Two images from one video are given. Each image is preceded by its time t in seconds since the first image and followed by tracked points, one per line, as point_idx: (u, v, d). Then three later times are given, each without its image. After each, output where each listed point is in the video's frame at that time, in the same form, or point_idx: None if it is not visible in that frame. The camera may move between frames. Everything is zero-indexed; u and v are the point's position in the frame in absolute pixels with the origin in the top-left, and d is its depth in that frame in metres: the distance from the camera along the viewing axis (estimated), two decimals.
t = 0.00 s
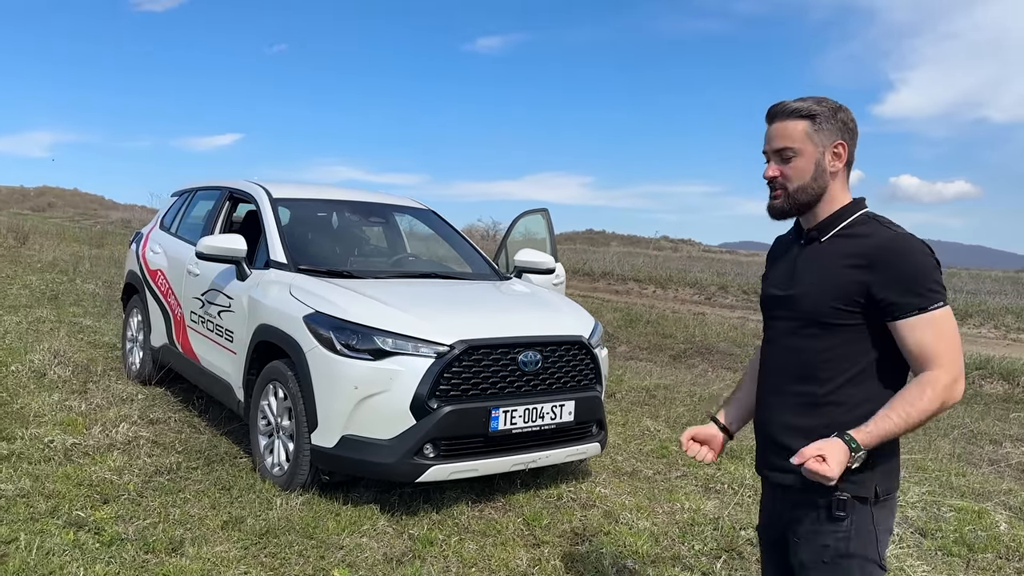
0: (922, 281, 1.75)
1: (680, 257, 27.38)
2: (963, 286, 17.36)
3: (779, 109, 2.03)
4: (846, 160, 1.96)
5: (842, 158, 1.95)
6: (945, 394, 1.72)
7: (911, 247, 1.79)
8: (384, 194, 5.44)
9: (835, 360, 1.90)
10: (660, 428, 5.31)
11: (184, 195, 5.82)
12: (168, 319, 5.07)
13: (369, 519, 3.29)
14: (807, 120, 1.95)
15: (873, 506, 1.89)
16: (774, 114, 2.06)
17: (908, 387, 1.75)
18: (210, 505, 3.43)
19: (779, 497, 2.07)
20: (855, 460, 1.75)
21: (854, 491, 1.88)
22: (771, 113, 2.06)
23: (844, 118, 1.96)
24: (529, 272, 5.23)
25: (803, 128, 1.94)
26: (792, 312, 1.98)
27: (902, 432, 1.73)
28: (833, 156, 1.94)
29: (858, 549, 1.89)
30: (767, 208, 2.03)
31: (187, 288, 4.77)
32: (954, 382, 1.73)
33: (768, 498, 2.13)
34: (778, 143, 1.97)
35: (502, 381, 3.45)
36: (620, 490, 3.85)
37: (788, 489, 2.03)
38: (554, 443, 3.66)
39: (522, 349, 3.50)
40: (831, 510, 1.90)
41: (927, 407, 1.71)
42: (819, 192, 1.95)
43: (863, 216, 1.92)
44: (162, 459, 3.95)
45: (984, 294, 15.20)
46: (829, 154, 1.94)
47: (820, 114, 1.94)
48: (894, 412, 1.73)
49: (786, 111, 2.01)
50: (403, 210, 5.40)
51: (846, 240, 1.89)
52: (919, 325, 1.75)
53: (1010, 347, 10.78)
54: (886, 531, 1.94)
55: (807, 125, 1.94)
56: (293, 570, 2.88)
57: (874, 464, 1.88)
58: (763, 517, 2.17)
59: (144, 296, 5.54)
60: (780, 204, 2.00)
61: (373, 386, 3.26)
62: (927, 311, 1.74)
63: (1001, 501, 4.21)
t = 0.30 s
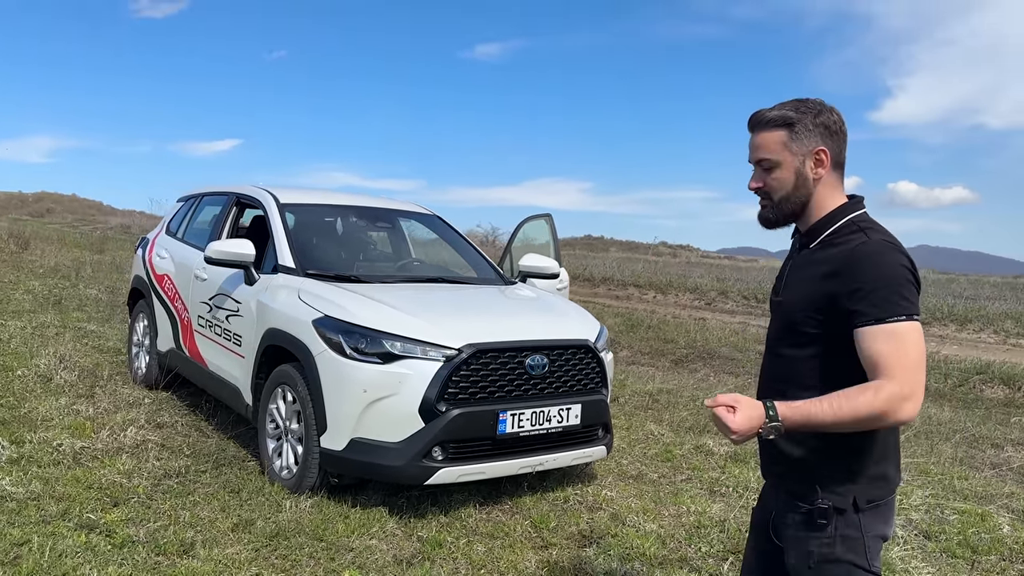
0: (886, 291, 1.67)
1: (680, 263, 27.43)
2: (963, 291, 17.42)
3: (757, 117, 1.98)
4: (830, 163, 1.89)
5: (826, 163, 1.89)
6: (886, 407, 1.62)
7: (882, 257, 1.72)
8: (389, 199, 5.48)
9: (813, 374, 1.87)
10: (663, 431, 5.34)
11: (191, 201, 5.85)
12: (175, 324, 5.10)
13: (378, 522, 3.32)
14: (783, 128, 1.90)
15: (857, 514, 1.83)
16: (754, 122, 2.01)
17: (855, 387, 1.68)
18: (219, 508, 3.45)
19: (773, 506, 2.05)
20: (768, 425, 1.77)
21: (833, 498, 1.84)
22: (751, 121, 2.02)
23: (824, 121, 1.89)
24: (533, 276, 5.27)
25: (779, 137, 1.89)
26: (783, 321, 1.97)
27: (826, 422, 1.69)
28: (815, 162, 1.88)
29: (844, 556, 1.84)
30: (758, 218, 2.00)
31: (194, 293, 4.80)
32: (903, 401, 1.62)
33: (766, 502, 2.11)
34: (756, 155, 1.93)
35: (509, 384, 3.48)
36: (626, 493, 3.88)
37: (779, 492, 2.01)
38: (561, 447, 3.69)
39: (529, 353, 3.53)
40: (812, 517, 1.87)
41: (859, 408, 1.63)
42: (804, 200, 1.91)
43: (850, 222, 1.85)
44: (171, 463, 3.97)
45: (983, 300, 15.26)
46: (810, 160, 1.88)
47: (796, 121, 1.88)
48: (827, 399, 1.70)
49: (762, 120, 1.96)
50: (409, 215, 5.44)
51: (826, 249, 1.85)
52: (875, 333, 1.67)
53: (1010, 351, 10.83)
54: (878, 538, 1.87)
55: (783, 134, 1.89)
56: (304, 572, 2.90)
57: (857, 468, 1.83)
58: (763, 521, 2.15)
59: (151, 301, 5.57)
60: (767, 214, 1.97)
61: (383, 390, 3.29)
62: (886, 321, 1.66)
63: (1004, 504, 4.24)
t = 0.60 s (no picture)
0: (865, 293, 1.67)
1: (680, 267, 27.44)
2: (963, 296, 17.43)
3: (739, 123, 1.98)
4: (811, 168, 1.87)
5: (806, 168, 1.87)
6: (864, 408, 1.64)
7: (860, 258, 1.71)
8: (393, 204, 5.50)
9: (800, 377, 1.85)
10: (667, 435, 5.33)
11: (196, 206, 5.87)
12: (179, 328, 5.10)
13: (384, 525, 3.33)
14: (763, 134, 1.89)
15: (851, 515, 1.80)
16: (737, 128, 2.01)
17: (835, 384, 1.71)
18: (225, 511, 3.45)
19: (775, 507, 2.04)
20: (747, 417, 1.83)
21: (825, 499, 1.82)
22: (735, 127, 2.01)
23: (804, 126, 1.87)
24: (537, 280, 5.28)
25: (758, 144, 1.89)
26: (772, 323, 1.96)
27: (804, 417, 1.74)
28: (795, 167, 1.87)
29: (839, 558, 1.82)
30: (743, 223, 2.01)
31: (199, 296, 4.81)
32: (883, 402, 1.63)
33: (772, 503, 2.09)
34: (736, 162, 1.94)
35: (515, 387, 3.48)
36: (632, 497, 3.88)
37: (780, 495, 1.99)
38: (566, 450, 3.69)
39: (535, 356, 3.55)
40: (807, 519, 1.86)
41: (836, 407, 1.67)
42: (786, 204, 1.90)
43: (832, 223, 1.83)
44: (176, 466, 3.97)
45: (983, 305, 15.26)
46: (790, 166, 1.87)
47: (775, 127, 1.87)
48: (806, 395, 1.74)
49: (743, 125, 1.95)
50: (413, 219, 5.45)
51: (808, 250, 1.83)
52: (855, 334, 1.67)
53: (1011, 356, 10.84)
54: (877, 539, 1.83)
55: (762, 141, 1.89)
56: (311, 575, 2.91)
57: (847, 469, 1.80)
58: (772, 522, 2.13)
59: (155, 305, 5.57)
60: (752, 219, 1.97)
61: (389, 393, 3.29)
62: (865, 323, 1.65)
63: (1008, 508, 4.24)
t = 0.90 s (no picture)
0: (870, 286, 1.64)
1: (681, 272, 27.43)
2: (965, 301, 17.41)
3: (780, 105, 1.95)
4: (833, 166, 1.84)
5: (827, 166, 1.85)
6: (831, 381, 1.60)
7: (872, 253, 1.69)
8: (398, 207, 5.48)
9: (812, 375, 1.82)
10: (674, 440, 5.31)
11: (200, 209, 5.86)
12: (184, 331, 5.08)
13: (392, 530, 3.30)
14: (794, 122, 1.87)
15: (868, 517, 1.77)
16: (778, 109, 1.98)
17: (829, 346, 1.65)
18: (232, 516, 3.42)
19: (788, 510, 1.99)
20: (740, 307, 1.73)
21: (842, 503, 1.78)
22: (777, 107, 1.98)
23: (836, 123, 1.83)
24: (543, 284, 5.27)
25: (788, 131, 1.87)
26: (783, 318, 1.94)
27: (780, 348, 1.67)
28: (817, 162, 1.85)
29: (857, 562, 1.78)
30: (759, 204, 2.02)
31: (204, 300, 4.79)
32: (849, 388, 1.59)
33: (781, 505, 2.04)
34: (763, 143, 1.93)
35: (524, 391, 3.46)
36: (640, 501, 3.86)
37: (792, 498, 1.94)
38: (575, 454, 3.67)
39: (544, 360, 3.52)
40: (823, 523, 1.82)
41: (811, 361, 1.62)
42: (798, 196, 1.90)
43: (849, 220, 1.82)
44: (182, 470, 3.94)
45: (986, 309, 15.24)
46: (813, 159, 1.85)
47: (807, 118, 1.84)
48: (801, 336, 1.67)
49: (782, 109, 1.92)
50: (418, 223, 5.44)
51: (823, 244, 1.82)
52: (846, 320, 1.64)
53: (1015, 361, 10.81)
54: (893, 543, 1.80)
55: (790, 128, 1.86)
56: None
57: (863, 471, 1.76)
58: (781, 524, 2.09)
59: (159, 309, 5.55)
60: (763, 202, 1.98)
61: (398, 396, 3.27)
62: (856, 314, 1.64)
63: (1018, 513, 4.22)
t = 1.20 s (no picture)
0: (919, 295, 1.62)
1: (682, 275, 27.41)
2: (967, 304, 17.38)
3: (796, 121, 1.89)
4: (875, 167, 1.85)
5: (870, 167, 1.85)
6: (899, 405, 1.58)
7: (914, 260, 1.66)
8: (403, 209, 5.45)
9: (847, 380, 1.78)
10: (682, 444, 5.27)
11: (203, 212, 5.82)
12: (188, 335, 5.05)
13: (401, 536, 3.27)
14: (831, 131, 1.83)
15: (898, 525, 1.74)
16: (788, 127, 1.91)
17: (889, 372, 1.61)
18: (239, 522, 3.38)
19: (810, 518, 1.95)
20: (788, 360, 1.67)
21: (873, 510, 1.75)
22: (785, 126, 1.92)
23: (867, 125, 1.85)
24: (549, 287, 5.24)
25: (829, 142, 1.82)
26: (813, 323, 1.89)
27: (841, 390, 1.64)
28: (862, 165, 1.84)
29: (885, 571, 1.75)
30: (797, 228, 1.90)
31: (209, 303, 4.76)
32: (920, 407, 1.57)
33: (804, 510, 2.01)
34: (800, 160, 1.84)
35: (534, 395, 3.43)
36: (650, 506, 3.82)
37: (817, 503, 1.91)
38: (585, 459, 3.63)
39: (553, 363, 3.49)
40: (852, 530, 1.78)
41: (876, 391, 1.59)
42: (851, 206, 1.85)
43: (885, 226, 1.79)
44: (187, 475, 3.90)
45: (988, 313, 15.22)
46: (858, 163, 1.84)
47: (844, 124, 1.83)
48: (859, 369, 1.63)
49: (803, 123, 1.87)
50: (424, 225, 5.41)
51: (860, 251, 1.79)
52: (905, 335, 1.61)
53: (1020, 364, 10.77)
54: (921, 552, 1.78)
55: (830, 139, 1.82)
56: None
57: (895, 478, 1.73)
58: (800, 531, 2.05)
59: (163, 312, 5.51)
60: (813, 224, 1.87)
61: (407, 401, 3.24)
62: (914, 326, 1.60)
63: None
